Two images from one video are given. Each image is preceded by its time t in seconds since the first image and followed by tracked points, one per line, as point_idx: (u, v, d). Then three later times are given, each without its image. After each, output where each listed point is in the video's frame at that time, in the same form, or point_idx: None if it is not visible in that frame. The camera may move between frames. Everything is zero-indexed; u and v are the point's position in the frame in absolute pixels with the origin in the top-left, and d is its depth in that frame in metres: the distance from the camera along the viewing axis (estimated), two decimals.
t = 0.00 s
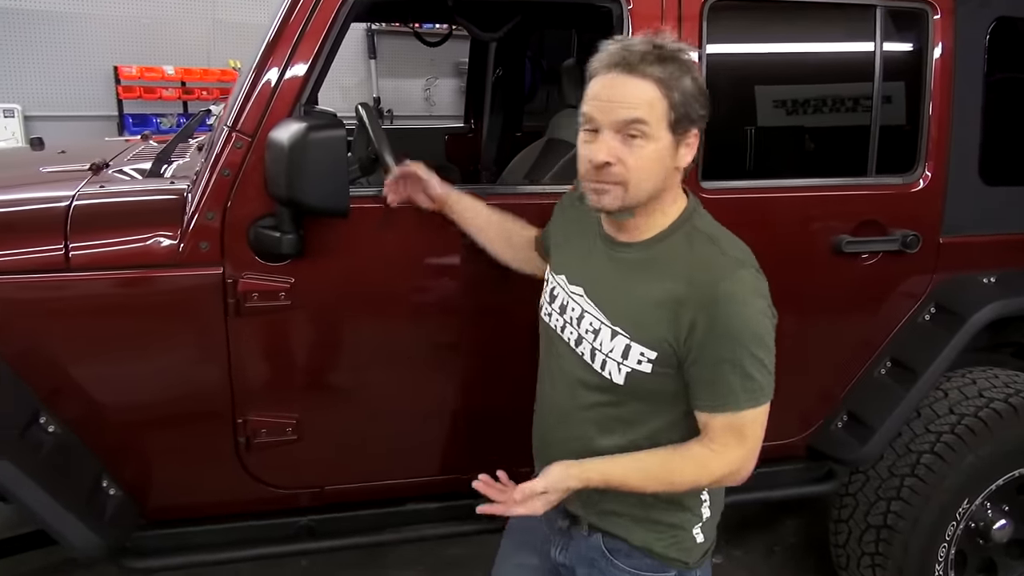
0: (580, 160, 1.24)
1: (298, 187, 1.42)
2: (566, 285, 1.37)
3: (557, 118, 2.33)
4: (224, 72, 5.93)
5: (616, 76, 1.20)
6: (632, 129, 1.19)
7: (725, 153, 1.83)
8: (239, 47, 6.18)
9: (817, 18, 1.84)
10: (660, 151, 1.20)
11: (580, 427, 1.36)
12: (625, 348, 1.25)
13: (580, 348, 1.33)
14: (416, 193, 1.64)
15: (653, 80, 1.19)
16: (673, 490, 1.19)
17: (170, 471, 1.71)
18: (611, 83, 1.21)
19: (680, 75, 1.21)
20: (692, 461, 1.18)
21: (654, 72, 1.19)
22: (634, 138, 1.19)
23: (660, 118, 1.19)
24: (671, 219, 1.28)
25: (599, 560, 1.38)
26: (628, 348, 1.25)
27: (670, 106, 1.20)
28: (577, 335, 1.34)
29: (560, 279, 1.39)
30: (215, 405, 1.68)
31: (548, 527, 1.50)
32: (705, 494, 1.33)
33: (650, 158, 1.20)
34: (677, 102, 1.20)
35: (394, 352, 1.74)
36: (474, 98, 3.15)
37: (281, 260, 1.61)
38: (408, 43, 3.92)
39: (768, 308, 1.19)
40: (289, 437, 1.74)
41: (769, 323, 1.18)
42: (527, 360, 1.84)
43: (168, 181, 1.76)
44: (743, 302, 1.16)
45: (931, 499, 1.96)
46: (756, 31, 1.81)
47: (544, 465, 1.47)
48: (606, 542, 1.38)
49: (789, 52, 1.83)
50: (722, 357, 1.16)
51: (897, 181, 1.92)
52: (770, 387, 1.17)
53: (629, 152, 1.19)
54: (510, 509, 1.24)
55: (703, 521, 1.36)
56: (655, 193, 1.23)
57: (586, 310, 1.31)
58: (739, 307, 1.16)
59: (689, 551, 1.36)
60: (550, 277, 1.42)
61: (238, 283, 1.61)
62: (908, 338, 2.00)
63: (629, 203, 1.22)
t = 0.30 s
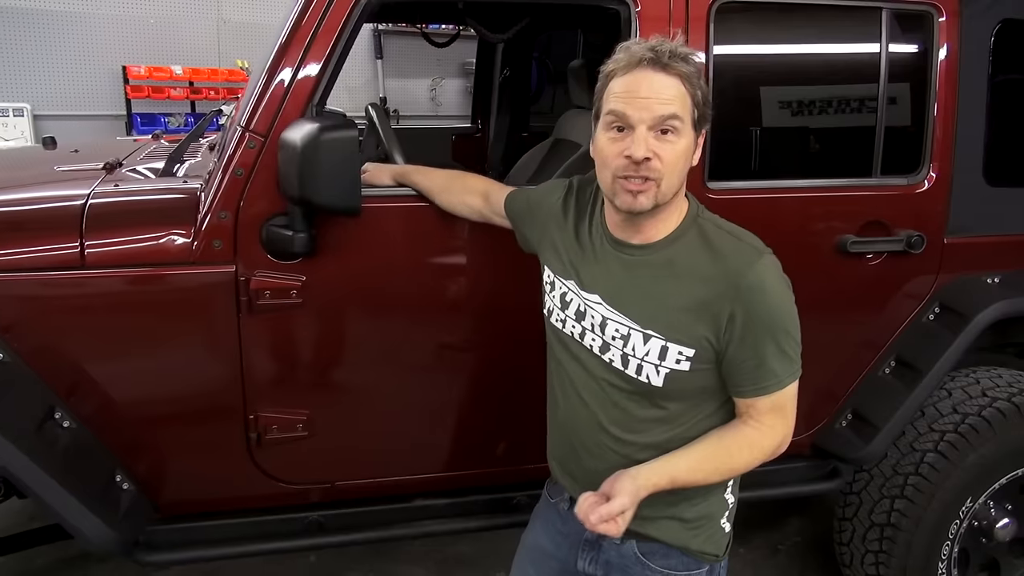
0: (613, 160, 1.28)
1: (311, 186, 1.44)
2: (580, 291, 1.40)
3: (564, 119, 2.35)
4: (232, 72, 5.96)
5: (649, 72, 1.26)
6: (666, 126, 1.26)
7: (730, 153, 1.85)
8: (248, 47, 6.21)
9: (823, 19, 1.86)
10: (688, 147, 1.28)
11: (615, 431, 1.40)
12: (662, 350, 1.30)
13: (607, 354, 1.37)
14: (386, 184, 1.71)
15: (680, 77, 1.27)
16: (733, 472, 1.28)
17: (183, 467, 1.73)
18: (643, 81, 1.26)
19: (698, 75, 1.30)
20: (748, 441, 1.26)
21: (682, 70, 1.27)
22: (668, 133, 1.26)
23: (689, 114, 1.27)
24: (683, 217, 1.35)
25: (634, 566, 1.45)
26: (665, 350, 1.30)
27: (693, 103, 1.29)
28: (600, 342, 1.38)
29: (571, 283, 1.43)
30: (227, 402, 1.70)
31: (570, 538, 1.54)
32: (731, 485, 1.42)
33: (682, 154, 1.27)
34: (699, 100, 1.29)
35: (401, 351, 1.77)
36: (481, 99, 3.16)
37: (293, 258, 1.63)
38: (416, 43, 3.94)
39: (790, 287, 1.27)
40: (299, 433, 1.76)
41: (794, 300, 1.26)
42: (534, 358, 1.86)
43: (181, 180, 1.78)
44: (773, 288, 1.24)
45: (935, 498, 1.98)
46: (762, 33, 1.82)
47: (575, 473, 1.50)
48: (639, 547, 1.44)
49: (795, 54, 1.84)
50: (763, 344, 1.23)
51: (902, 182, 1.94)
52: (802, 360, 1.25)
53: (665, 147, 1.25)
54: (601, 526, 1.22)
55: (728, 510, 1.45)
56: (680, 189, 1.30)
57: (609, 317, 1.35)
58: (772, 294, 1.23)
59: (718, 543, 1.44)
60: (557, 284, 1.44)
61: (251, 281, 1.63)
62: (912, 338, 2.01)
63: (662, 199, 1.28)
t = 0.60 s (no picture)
0: (610, 167, 1.30)
1: (318, 185, 1.47)
2: (585, 297, 1.43)
3: (565, 120, 2.38)
4: (233, 72, 5.98)
5: (638, 80, 1.29)
6: (659, 131, 1.29)
7: (729, 153, 1.87)
8: (249, 48, 6.24)
9: (820, 22, 1.88)
10: (682, 151, 1.31)
11: (628, 432, 1.43)
12: (669, 353, 1.34)
13: (615, 358, 1.41)
14: (390, 183, 1.72)
15: (668, 83, 1.30)
16: (746, 467, 1.32)
17: (189, 463, 1.75)
18: (634, 88, 1.29)
19: (685, 80, 1.33)
20: (760, 436, 1.30)
21: (670, 76, 1.30)
22: (661, 138, 1.29)
23: (679, 119, 1.30)
24: (681, 220, 1.38)
25: (649, 561, 1.47)
26: (673, 352, 1.33)
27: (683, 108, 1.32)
28: (608, 346, 1.41)
29: (575, 289, 1.45)
30: (232, 399, 1.72)
31: (584, 535, 1.57)
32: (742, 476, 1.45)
33: (676, 158, 1.30)
34: (688, 105, 1.32)
35: (404, 350, 1.79)
36: (482, 99, 3.19)
37: (298, 256, 1.65)
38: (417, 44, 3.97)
39: (791, 283, 1.31)
40: (304, 430, 1.78)
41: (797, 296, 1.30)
42: (534, 356, 1.88)
43: (188, 179, 1.80)
44: (775, 286, 1.27)
45: (932, 495, 2.00)
46: (761, 34, 1.85)
47: (589, 473, 1.53)
48: (656, 542, 1.46)
49: (794, 55, 1.87)
50: (768, 343, 1.26)
51: (899, 181, 1.96)
52: (807, 354, 1.29)
53: (659, 151, 1.28)
54: (618, 526, 1.26)
55: (739, 500, 1.49)
56: (675, 193, 1.32)
57: (616, 323, 1.39)
58: (774, 293, 1.26)
59: (729, 533, 1.48)
60: (562, 290, 1.47)
61: (257, 279, 1.65)
62: (909, 337, 2.04)
63: (659, 204, 1.30)
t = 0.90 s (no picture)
0: (598, 184, 1.32)
1: (317, 185, 1.49)
2: (581, 305, 1.45)
3: (559, 121, 2.39)
4: (227, 72, 5.98)
5: (621, 95, 1.30)
6: (646, 145, 1.30)
7: (722, 153, 1.89)
8: (244, 48, 6.24)
9: (812, 24, 1.91)
10: (670, 163, 1.32)
11: (625, 436, 1.45)
12: (664, 361, 1.36)
13: (611, 365, 1.43)
14: (388, 184, 1.74)
15: (652, 95, 1.31)
16: (738, 469, 1.34)
17: (188, 462, 1.77)
18: (617, 104, 1.30)
19: (670, 89, 1.34)
20: (753, 439, 1.32)
21: (654, 88, 1.30)
22: (648, 152, 1.30)
23: (665, 130, 1.31)
24: (675, 227, 1.38)
25: (648, 554, 1.49)
26: (667, 361, 1.36)
27: (669, 119, 1.33)
28: (605, 353, 1.43)
29: (571, 297, 1.47)
30: (231, 398, 1.73)
31: (583, 529, 1.60)
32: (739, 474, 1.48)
33: (665, 170, 1.31)
34: (674, 115, 1.33)
35: (400, 350, 1.80)
36: (477, 100, 3.21)
37: (297, 256, 1.67)
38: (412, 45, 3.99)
39: (784, 289, 1.32)
40: (302, 428, 1.80)
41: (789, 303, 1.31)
42: (530, 355, 1.90)
43: (187, 179, 1.81)
44: (767, 295, 1.28)
45: (923, 491, 2.02)
46: (754, 36, 1.87)
47: (588, 473, 1.55)
48: (655, 535, 1.49)
49: (787, 57, 1.89)
50: (760, 352, 1.28)
51: (890, 182, 1.99)
52: (801, 360, 1.30)
53: (646, 166, 1.29)
54: (608, 522, 1.29)
55: (736, 495, 1.51)
56: (666, 204, 1.34)
57: (611, 331, 1.41)
58: (766, 301, 1.28)
59: (727, 526, 1.49)
60: (559, 297, 1.49)
61: (256, 278, 1.66)
62: (900, 335, 2.06)
63: (650, 217, 1.32)
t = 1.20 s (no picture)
0: (594, 178, 1.33)
1: (313, 184, 1.49)
2: (575, 300, 1.47)
3: (552, 120, 2.41)
4: (218, 73, 5.97)
5: (619, 91, 1.32)
6: (642, 141, 1.31)
7: (715, 152, 1.91)
8: (234, 49, 6.23)
9: (803, 24, 1.93)
10: (666, 159, 1.33)
11: (618, 430, 1.46)
12: (657, 357, 1.38)
13: (604, 360, 1.45)
14: (383, 182, 1.75)
15: (650, 92, 1.32)
16: (728, 464, 1.36)
17: (185, 461, 1.77)
18: (616, 98, 1.31)
19: (668, 87, 1.35)
20: (743, 435, 1.34)
21: (652, 84, 1.32)
22: (643, 148, 1.32)
23: (662, 127, 1.33)
24: (670, 224, 1.40)
25: (641, 549, 1.50)
26: (660, 356, 1.37)
27: (666, 115, 1.34)
28: (599, 348, 1.45)
29: (565, 291, 1.49)
30: (228, 397, 1.74)
31: (576, 524, 1.61)
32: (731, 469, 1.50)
33: (661, 166, 1.32)
34: (671, 112, 1.34)
35: (395, 349, 1.81)
36: (469, 100, 3.22)
37: (293, 255, 1.68)
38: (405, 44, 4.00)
39: (777, 287, 1.34)
40: (299, 427, 1.80)
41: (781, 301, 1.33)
42: (525, 353, 1.91)
43: (182, 180, 1.82)
44: (760, 292, 1.30)
45: (914, 485, 2.05)
46: (745, 36, 1.89)
47: (579, 467, 1.57)
48: (646, 530, 1.50)
49: (778, 56, 1.91)
50: (752, 348, 1.30)
51: (881, 180, 2.01)
52: (792, 357, 1.32)
53: (642, 162, 1.31)
54: (602, 514, 1.31)
55: (727, 490, 1.53)
56: (662, 200, 1.35)
57: (605, 326, 1.42)
58: (758, 299, 1.29)
59: (718, 521, 1.51)
60: (553, 292, 1.50)
61: (252, 277, 1.67)
62: (891, 331, 2.09)
63: (645, 212, 1.33)
